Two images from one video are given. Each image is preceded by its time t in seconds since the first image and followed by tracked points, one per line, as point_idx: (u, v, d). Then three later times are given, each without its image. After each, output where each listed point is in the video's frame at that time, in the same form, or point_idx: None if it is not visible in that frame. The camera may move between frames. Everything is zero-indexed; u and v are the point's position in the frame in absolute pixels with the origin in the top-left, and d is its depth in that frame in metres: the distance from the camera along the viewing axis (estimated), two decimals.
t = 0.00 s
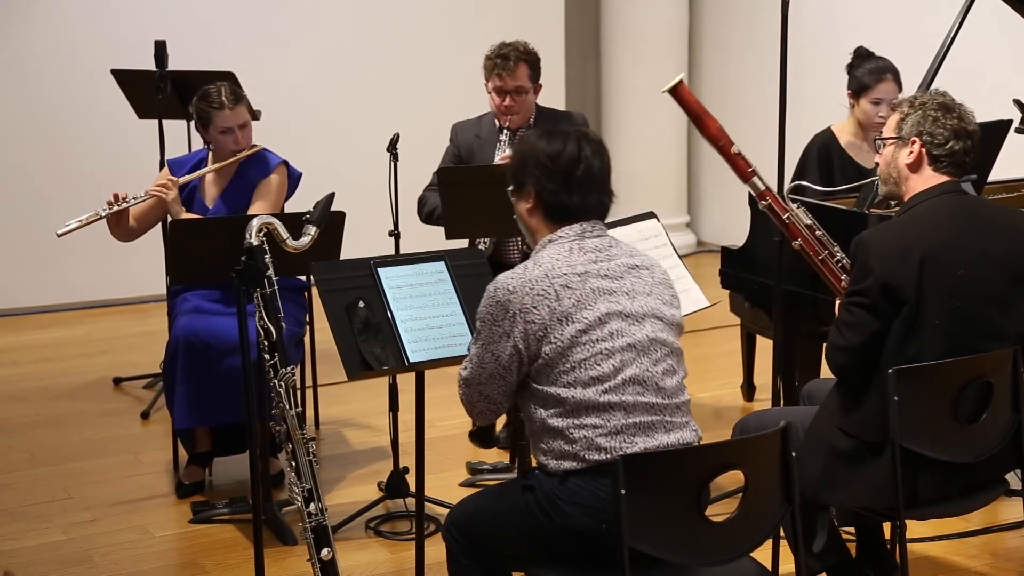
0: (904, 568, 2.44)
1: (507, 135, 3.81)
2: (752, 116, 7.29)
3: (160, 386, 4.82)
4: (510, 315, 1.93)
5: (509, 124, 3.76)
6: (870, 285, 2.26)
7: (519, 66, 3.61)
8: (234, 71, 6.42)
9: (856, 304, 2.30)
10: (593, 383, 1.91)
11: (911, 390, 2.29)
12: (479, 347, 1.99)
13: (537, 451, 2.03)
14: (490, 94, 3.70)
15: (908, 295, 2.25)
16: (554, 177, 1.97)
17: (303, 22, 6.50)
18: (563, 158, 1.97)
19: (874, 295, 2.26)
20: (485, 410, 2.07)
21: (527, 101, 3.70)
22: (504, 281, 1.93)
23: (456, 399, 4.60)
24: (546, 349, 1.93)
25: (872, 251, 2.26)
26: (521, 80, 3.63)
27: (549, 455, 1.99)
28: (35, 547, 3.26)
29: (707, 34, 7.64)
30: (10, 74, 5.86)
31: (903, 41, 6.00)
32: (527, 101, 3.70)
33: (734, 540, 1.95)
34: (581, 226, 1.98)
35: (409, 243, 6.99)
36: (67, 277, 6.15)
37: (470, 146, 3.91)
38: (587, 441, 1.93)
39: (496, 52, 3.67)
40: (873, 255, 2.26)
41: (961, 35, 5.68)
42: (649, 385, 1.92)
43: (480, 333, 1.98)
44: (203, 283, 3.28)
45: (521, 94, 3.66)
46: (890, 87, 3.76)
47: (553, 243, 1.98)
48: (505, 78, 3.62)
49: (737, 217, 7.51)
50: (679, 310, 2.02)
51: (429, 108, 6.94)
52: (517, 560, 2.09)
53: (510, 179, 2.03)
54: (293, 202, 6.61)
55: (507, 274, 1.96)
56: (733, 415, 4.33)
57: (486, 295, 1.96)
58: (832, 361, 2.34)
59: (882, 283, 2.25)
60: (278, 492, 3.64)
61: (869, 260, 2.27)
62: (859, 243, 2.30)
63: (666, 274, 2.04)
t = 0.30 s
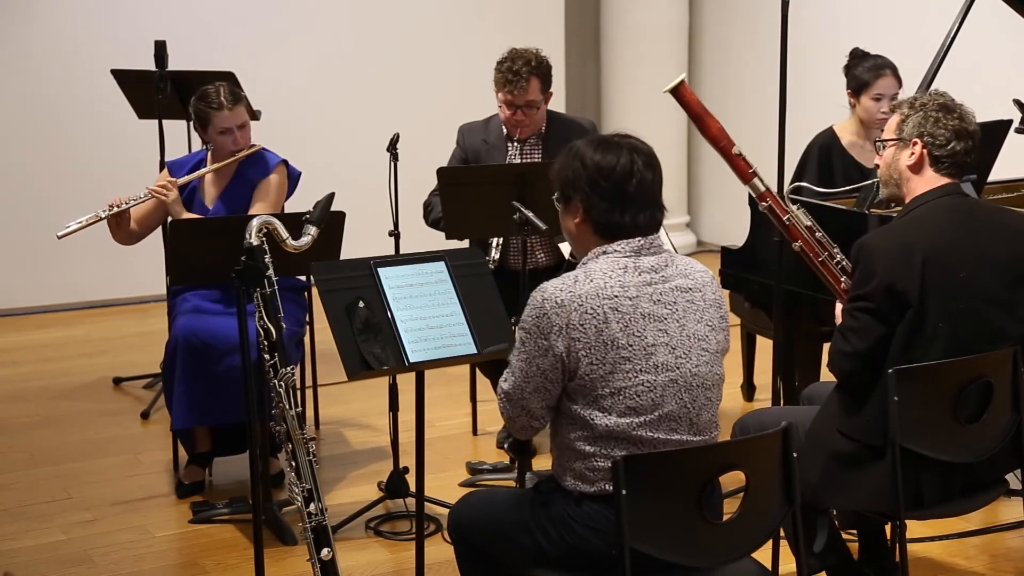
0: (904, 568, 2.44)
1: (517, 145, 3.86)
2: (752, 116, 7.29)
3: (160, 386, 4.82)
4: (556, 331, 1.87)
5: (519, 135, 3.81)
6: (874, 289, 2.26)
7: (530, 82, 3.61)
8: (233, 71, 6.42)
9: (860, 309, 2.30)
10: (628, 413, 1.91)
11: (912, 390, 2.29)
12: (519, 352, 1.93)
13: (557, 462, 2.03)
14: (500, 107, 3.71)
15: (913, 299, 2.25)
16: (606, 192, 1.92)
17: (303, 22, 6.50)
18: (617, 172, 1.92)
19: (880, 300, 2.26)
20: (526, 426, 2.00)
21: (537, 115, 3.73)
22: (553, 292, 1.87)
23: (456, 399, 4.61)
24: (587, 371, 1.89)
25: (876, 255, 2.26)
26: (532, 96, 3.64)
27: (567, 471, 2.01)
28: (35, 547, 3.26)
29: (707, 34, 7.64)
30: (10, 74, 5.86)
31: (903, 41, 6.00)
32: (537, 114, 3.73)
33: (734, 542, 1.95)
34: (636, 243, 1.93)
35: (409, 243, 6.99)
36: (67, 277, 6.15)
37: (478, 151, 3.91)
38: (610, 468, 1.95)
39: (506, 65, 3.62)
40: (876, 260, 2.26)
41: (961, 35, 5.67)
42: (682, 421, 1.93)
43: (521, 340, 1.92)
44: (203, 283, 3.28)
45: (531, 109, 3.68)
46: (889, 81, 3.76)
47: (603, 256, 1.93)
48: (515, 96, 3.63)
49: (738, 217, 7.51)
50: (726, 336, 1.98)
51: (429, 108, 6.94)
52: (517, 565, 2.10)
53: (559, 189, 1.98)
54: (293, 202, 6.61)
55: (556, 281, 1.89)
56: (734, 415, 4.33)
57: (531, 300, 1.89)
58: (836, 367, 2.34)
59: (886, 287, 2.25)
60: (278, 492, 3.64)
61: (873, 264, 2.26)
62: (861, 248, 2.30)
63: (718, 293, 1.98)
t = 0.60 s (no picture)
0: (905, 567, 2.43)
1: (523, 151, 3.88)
2: (752, 116, 7.29)
3: (160, 386, 4.82)
4: (555, 333, 1.87)
5: (527, 143, 3.81)
6: (849, 303, 2.25)
7: (536, 88, 3.61)
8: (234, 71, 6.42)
9: (833, 323, 2.29)
10: (624, 416, 1.91)
11: (911, 391, 2.29)
12: (518, 353, 1.93)
13: (553, 462, 2.03)
14: (506, 114, 3.71)
15: (887, 312, 2.26)
16: (613, 187, 1.91)
17: (303, 22, 6.50)
18: (624, 168, 1.91)
19: (854, 315, 2.25)
20: (520, 425, 2.00)
21: (544, 122, 3.73)
22: (555, 294, 1.86)
23: (456, 399, 4.61)
24: (585, 373, 1.89)
25: (849, 269, 2.25)
26: (538, 102, 3.64)
27: (563, 471, 2.00)
28: (35, 547, 3.26)
29: (707, 34, 7.64)
30: (10, 74, 5.86)
31: (904, 43, 6.00)
32: (544, 121, 3.73)
33: (734, 542, 1.95)
34: (639, 244, 1.93)
35: (409, 244, 6.99)
36: (67, 277, 6.16)
37: (482, 156, 3.92)
38: (605, 470, 1.95)
39: (512, 71, 3.62)
40: (850, 275, 2.25)
41: (961, 35, 5.67)
42: (679, 424, 1.94)
43: (521, 342, 1.92)
44: (202, 283, 3.28)
45: (539, 116, 3.68)
46: (896, 85, 3.76)
47: (606, 256, 1.93)
48: (522, 103, 3.63)
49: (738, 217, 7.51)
50: (726, 337, 1.98)
51: (429, 107, 6.94)
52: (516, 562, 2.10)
53: (564, 185, 1.98)
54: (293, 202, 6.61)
55: (558, 282, 1.89)
56: (734, 415, 4.33)
57: (532, 301, 1.89)
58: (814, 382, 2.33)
59: (861, 301, 2.24)
60: (278, 492, 3.64)
61: (846, 279, 2.25)
62: (832, 263, 2.28)
63: (719, 295, 1.98)
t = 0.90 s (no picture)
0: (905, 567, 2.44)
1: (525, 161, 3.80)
2: (753, 116, 7.29)
3: (160, 386, 4.82)
4: (539, 335, 1.88)
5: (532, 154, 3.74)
6: (848, 322, 2.24)
7: (547, 103, 3.55)
8: (234, 71, 6.42)
9: (835, 343, 2.28)
10: (618, 408, 1.90)
11: (911, 390, 2.29)
12: (509, 365, 1.93)
13: (552, 468, 2.03)
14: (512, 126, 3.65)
15: (886, 324, 2.26)
16: (567, 197, 1.96)
17: (304, 21, 6.51)
18: (574, 179, 1.96)
19: (853, 331, 2.25)
20: (527, 444, 1.97)
21: (549, 137, 3.68)
22: (532, 298, 1.89)
23: (456, 399, 4.61)
24: (574, 370, 1.89)
25: (845, 287, 2.24)
26: (548, 118, 3.59)
27: (563, 477, 2.00)
28: (35, 548, 3.26)
29: (707, 32, 7.64)
30: (11, 74, 5.87)
31: (904, 43, 6.00)
32: (549, 136, 3.68)
33: (736, 541, 1.95)
34: (606, 243, 1.96)
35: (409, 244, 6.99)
36: (68, 277, 6.16)
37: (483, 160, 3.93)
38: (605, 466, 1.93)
39: (518, 87, 3.57)
40: (847, 291, 2.24)
41: (961, 35, 5.67)
42: (674, 412, 1.92)
43: (507, 354, 1.93)
44: (203, 283, 3.28)
45: (546, 130, 3.64)
46: (898, 90, 3.77)
47: (579, 261, 1.96)
48: (531, 118, 3.58)
49: (737, 218, 7.51)
50: (711, 326, 1.98)
51: (429, 107, 6.94)
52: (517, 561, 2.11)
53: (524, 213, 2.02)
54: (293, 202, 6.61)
55: (535, 291, 1.92)
56: (734, 415, 4.33)
57: (513, 313, 1.91)
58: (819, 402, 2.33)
59: (861, 317, 2.24)
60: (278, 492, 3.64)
61: (842, 296, 2.25)
62: (824, 281, 2.28)
63: (697, 288, 2.00)
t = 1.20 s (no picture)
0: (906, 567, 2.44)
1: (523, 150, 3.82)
2: (753, 116, 7.28)
3: (160, 386, 4.82)
4: (528, 314, 1.89)
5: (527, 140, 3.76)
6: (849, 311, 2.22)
7: (536, 85, 3.59)
8: (234, 71, 6.42)
9: (825, 330, 2.27)
10: (606, 390, 1.90)
11: (911, 390, 2.29)
12: (498, 345, 1.94)
13: (545, 454, 2.03)
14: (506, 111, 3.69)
15: (886, 319, 2.24)
16: (561, 183, 1.95)
17: (303, 22, 6.51)
18: (569, 165, 1.95)
19: (853, 324, 2.23)
20: (512, 423, 1.99)
21: (544, 120, 3.69)
22: (524, 278, 1.90)
23: (456, 399, 4.61)
24: (563, 350, 1.89)
25: (846, 278, 2.23)
26: (539, 100, 3.62)
27: (554, 460, 2.00)
28: (36, 547, 3.26)
29: (707, 32, 7.64)
30: (11, 74, 5.87)
31: (905, 43, 6.00)
32: (544, 119, 3.70)
33: (735, 541, 1.95)
34: (599, 228, 1.95)
35: (409, 244, 6.99)
36: (67, 277, 6.15)
37: (482, 152, 3.93)
38: (595, 449, 1.93)
39: (511, 70, 3.61)
40: (849, 284, 2.23)
41: (961, 35, 5.67)
42: (663, 396, 1.92)
43: (498, 333, 1.94)
44: (204, 283, 3.28)
45: (538, 113, 3.66)
46: (894, 84, 3.76)
47: (571, 245, 1.95)
48: (521, 100, 3.61)
49: (737, 219, 7.51)
50: (701, 315, 1.98)
51: (430, 107, 6.94)
52: (517, 561, 2.10)
53: (517, 196, 2.02)
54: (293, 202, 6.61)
55: (527, 272, 1.93)
56: (734, 415, 4.33)
57: (505, 292, 1.92)
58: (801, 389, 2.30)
59: (858, 308, 2.22)
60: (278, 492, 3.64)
61: (843, 288, 2.23)
62: (825, 272, 2.27)
63: (687, 277, 2.00)
